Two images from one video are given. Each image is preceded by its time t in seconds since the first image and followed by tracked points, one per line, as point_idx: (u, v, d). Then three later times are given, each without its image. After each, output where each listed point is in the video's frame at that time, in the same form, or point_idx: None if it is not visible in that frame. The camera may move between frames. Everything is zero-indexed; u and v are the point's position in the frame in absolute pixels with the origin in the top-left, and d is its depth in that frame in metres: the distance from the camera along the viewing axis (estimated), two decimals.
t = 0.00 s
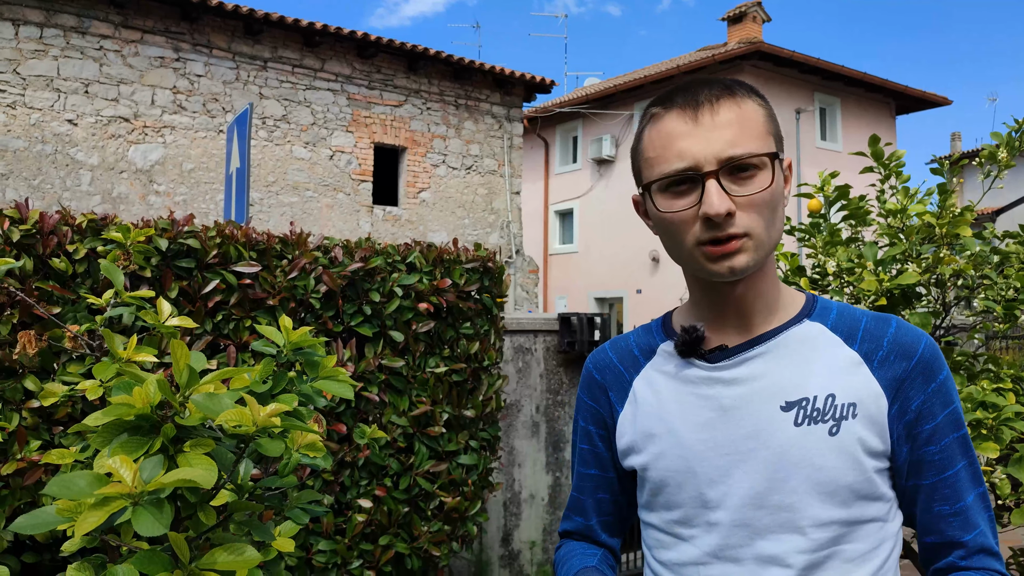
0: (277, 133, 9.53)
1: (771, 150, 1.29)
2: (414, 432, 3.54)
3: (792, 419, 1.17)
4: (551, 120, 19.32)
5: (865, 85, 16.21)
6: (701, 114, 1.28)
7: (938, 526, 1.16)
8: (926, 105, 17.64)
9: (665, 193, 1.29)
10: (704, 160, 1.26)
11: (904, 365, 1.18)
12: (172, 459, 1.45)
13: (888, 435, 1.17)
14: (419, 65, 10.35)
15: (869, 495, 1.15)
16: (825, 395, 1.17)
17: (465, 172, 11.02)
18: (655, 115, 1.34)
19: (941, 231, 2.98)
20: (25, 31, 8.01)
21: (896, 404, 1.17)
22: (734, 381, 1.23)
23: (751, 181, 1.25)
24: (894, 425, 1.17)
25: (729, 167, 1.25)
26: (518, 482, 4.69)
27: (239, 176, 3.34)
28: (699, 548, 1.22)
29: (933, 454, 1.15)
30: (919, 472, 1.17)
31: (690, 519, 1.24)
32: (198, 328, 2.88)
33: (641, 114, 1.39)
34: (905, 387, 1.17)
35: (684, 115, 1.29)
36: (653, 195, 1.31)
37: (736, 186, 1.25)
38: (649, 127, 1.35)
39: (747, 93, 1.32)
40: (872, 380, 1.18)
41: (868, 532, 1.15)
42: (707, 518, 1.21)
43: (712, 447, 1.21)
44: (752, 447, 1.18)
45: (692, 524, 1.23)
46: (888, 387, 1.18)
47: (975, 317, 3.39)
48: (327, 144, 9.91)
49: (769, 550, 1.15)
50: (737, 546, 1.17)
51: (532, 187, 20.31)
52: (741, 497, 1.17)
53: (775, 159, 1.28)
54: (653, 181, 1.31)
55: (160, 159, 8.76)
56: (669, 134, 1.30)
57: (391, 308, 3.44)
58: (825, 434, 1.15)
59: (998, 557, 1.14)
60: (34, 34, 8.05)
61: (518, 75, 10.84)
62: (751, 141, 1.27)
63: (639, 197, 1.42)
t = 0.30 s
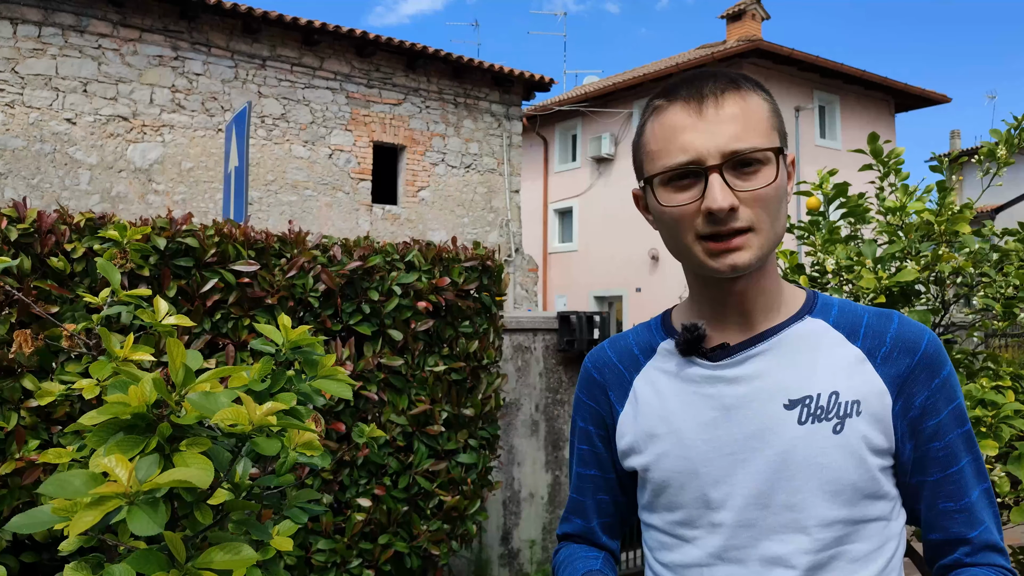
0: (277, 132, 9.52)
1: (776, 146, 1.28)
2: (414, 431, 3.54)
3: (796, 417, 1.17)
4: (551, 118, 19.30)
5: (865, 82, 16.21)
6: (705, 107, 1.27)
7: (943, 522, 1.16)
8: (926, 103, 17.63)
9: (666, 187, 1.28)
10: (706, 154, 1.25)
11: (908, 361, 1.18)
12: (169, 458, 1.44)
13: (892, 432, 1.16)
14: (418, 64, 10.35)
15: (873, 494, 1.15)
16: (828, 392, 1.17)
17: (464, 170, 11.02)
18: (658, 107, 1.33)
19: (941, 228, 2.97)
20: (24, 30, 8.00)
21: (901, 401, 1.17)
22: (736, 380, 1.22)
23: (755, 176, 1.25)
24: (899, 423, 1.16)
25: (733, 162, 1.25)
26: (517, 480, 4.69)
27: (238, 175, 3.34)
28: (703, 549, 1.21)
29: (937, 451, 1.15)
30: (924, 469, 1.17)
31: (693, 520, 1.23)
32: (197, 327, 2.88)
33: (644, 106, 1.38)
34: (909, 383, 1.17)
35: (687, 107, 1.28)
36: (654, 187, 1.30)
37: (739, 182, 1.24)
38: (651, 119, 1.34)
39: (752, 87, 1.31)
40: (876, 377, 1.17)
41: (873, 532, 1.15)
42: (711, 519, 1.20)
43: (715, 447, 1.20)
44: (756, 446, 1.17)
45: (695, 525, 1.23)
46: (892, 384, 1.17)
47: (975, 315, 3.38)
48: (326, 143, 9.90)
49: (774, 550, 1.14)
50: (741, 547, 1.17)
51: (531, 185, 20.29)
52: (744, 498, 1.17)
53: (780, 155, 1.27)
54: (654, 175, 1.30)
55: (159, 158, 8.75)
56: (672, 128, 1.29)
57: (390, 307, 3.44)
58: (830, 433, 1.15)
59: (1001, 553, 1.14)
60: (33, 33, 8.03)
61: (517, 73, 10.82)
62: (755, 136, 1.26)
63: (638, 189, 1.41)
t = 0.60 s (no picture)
0: (277, 134, 9.53)
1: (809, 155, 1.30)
2: (413, 433, 3.54)
3: (790, 422, 1.17)
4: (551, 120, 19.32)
5: (865, 86, 16.23)
6: (754, 99, 1.28)
7: (943, 530, 1.16)
8: (925, 106, 17.65)
9: (701, 171, 1.27)
10: (748, 145, 1.25)
11: (905, 365, 1.18)
12: (167, 460, 1.44)
13: (889, 437, 1.16)
14: (418, 66, 10.36)
15: (870, 501, 1.14)
16: (824, 397, 1.17)
17: (464, 172, 11.02)
18: (700, 92, 1.33)
19: (940, 232, 2.97)
20: (24, 31, 8.01)
21: (897, 406, 1.17)
22: (731, 385, 1.22)
23: (788, 176, 1.25)
24: (895, 428, 1.16)
25: (771, 159, 1.24)
26: (517, 482, 4.69)
27: (238, 176, 3.34)
28: (697, 555, 1.21)
29: (936, 458, 1.15)
30: (923, 476, 1.16)
31: (688, 525, 1.23)
32: (196, 328, 2.88)
33: (683, 90, 1.37)
34: (905, 388, 1.17)
35: (735, 96, 1.29)
36: (687, 169, 1.29)
37: (775, 179, 1.24)
38: (691, 103, 1.33)
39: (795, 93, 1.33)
40: (872, 382, 1.17)
41: (871, 539, 1.15)
42: (705, 525, 1.20)
43: (709, 453, 1.20)
44: (749, 451, 1.17)
45: (689, 530, 1.23)
46: (888, 389, 1.17)
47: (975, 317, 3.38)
48: (326, 145, 9.90)
49: (769, 557, 1.14)
50: (735, 554, 1.17)
51: (531, 188, 20.30)
52: (738, 503, 1.17)
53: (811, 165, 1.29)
54: (691, 157, 1.28)
55: (159, 160, 8.76)
56: (716, 113, 1.28)
57: (389, 309, 3.43)
58: (824, 438, 1.15)
59: (1006, 563, 1.14)
60: (33, 34, 8.04)
61: (517, 76, 10.83)
62: (795, 139, 1.27)
63: (660, 173, 1.39)
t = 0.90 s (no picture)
0: (276, 131, 9.52)
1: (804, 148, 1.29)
2: (411, 430, 3.53)
3: (797, 419, 1.17)
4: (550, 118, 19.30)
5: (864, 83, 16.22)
6: (740, 103, 1.26)
7: (955, 538, 1.14)
8: (925, 104, 17.65)
9: (693, 183, 1.28)
10: (738, 153, 1.25)
11: (914, 363, 1.18)
12: (163, 457, 1.45)
13: (897, 436, 1.16)
14: (417, 63, 10.35)
15: (874, 501, 1.14)
16: (831, 395, 1.17)
17: (463, 170, 11.01)
18: (687, 99, 1.32)
19: (938, 229, 2.98)
20: (22, 28, 7.99)
21: (906, 404, 1.17)
22: (739, 379, 1.22)
23: (783, 178, 1.25)
24: (903, 427, 1.16)
25: (763, 163, 1.24)
26: (515, 480, 4.69)
27: (236, 173, 3.33)
28: (697, 549, 1.21)
29: (944, 458, 1.15)
30: (931, 477, 1.16)
31: (688, 519, 1.23)
32: (194, 326, 2.88)
33: (672, 96, 1.37)
34: (914, 386, 1.17)
35: (720, 102, 1.28)
36: (680, 182, 1.30)
37: (768, 183, 1.24)
38: (680, 111, 1.33)
39: (786, 86, 1.31)
40: (880, 380, 1.17)
41: (873, 539, 1.15)
42: (705, 520, 1.20)
43: (714, 446, 1.20)
44: (754, 446, 1.18)
45: (689, 524, 1.23)
46: (897, 387, 1.17)
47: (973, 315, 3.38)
48: (325, 142, 9.89)
49: (769, 553, 1.14)
50: (735, 549, 1.17)
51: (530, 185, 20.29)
52: (740, 497, 1.17)
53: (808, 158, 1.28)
54: (682, 171, 1.29)
55: (158, 157, 8.74)
56: (704, 121, 1.28)
57: (388, 306, 3.43)
58: (830, 435, 1.15)
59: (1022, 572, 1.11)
60: (31, 31, 8.03)
61: (517, 73, 10.81)
62: (787, 137, 1.26)
63: (659, 179, 1.40)
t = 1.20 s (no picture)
0: (274, 134, 9.52)
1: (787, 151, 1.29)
2: (409, 433, 3.54)
3: (792, 423, 1.18)
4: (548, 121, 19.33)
5: (861, 87, 16.26)
6: (721, 109, 1.27)
7: (943, 538, 1.16)
8: (922, 107, 17.69)
9: (679, 190, 1.29)
10: (720, 158, 1.25)
11: (908, 368, 1.18)
12: (164, 460, 1.45)
13: (891, 440, 1.17)
14: (415, 66, 10.37)
15: (869, 504, 1.15)
16: (825, 399, 1.18)
17: (461, 173, 11.03)
18: (670, 107, 1.33)
19: (935, 233, 2.99)
20: (21, 31, 8.00)
21: (900, 409, 1.17)
22: (733, 384, 1.23)
23: (768, 182, 1.26)
24: (896, 432, 1.17)
25: (746, 168, 1.25)
26: (513, 483, 4.69)
27: (234, 177, 3.33)
28: (695, 554, 1.22)
29: (937, 462, 1.15)
30: (924, 480, 1.17)
31: (686, 524, 1.24)
32: (192, 329, 2.88)
33: (655, 105, 1.38)
34: (909, 392, 1.17)
35: (701, 109, 1.29)
36: (664, 191, 1.31)
37: (752, 188, 1.25)
38: (663, 119, 1.34)
39: (767, 90, 1.32)
40: (875, 385, 1.18)
41: (869, 541, 1.15)
42: (702, 524, 1.21)
43: (710, 450, 1.21)
44: (750, 450, 1.18)
45: (687, 529, 1.24)
46: (891, 392, 1.18)
47: (970, 319, 3.39)
48: (323, 145, 9.90)
49: (766, 558, 1.15)
50: (733, 553, 1.17)
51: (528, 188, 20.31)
52: (736, 502, 1.18)
53: (790, 160, 1.28)
54: (666, 178, 1.30)
55: (156, 160, 8.74)
56: (685, 129, 1.29)
57: (386, 309, 3.43)
58: (825, 438, 1.15)
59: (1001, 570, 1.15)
60: (30, 34, 8.03)
61: (515, 76, 10.84)
62: (770, 141, 1.27)
63: (646, 189, 1.41)
